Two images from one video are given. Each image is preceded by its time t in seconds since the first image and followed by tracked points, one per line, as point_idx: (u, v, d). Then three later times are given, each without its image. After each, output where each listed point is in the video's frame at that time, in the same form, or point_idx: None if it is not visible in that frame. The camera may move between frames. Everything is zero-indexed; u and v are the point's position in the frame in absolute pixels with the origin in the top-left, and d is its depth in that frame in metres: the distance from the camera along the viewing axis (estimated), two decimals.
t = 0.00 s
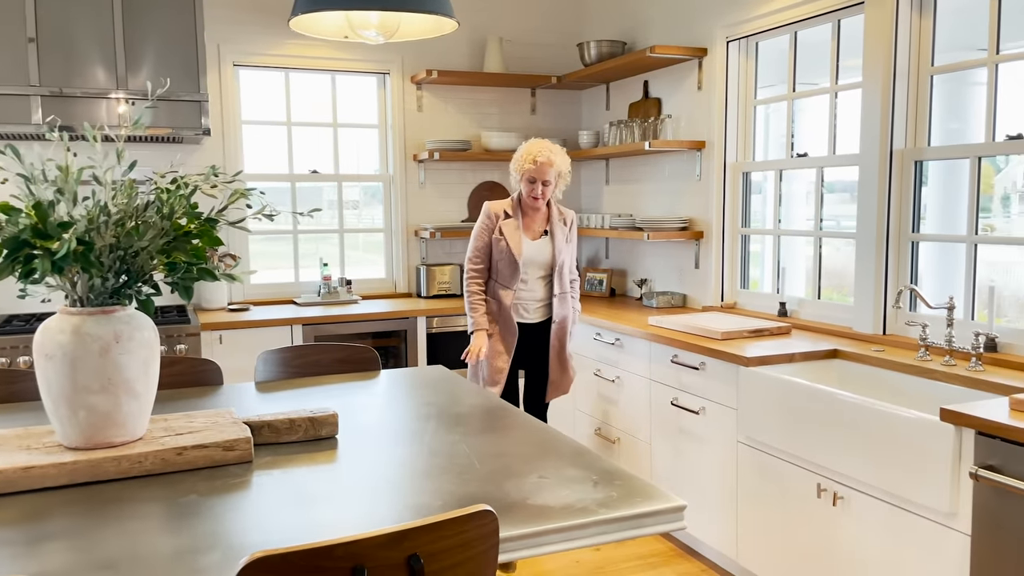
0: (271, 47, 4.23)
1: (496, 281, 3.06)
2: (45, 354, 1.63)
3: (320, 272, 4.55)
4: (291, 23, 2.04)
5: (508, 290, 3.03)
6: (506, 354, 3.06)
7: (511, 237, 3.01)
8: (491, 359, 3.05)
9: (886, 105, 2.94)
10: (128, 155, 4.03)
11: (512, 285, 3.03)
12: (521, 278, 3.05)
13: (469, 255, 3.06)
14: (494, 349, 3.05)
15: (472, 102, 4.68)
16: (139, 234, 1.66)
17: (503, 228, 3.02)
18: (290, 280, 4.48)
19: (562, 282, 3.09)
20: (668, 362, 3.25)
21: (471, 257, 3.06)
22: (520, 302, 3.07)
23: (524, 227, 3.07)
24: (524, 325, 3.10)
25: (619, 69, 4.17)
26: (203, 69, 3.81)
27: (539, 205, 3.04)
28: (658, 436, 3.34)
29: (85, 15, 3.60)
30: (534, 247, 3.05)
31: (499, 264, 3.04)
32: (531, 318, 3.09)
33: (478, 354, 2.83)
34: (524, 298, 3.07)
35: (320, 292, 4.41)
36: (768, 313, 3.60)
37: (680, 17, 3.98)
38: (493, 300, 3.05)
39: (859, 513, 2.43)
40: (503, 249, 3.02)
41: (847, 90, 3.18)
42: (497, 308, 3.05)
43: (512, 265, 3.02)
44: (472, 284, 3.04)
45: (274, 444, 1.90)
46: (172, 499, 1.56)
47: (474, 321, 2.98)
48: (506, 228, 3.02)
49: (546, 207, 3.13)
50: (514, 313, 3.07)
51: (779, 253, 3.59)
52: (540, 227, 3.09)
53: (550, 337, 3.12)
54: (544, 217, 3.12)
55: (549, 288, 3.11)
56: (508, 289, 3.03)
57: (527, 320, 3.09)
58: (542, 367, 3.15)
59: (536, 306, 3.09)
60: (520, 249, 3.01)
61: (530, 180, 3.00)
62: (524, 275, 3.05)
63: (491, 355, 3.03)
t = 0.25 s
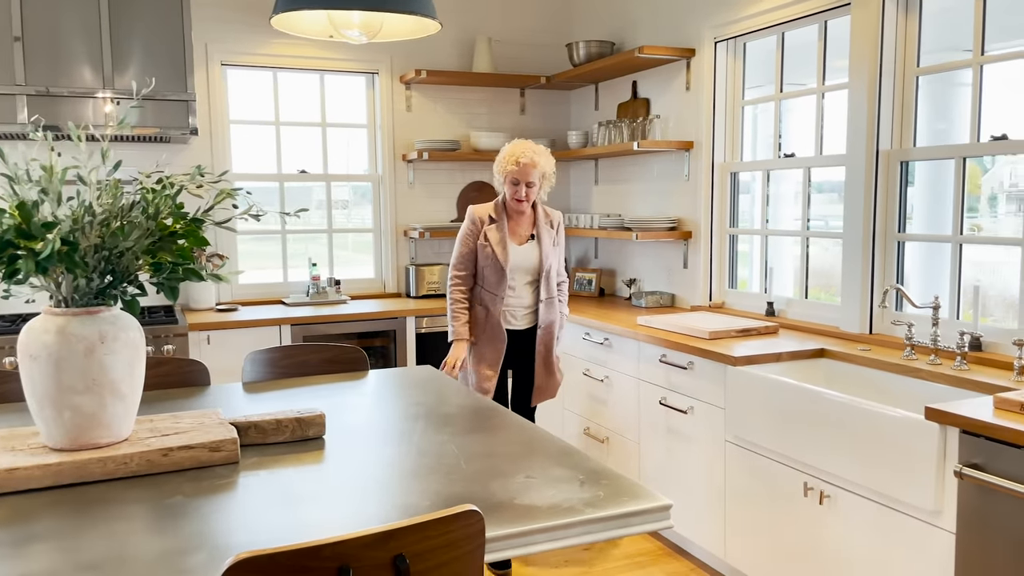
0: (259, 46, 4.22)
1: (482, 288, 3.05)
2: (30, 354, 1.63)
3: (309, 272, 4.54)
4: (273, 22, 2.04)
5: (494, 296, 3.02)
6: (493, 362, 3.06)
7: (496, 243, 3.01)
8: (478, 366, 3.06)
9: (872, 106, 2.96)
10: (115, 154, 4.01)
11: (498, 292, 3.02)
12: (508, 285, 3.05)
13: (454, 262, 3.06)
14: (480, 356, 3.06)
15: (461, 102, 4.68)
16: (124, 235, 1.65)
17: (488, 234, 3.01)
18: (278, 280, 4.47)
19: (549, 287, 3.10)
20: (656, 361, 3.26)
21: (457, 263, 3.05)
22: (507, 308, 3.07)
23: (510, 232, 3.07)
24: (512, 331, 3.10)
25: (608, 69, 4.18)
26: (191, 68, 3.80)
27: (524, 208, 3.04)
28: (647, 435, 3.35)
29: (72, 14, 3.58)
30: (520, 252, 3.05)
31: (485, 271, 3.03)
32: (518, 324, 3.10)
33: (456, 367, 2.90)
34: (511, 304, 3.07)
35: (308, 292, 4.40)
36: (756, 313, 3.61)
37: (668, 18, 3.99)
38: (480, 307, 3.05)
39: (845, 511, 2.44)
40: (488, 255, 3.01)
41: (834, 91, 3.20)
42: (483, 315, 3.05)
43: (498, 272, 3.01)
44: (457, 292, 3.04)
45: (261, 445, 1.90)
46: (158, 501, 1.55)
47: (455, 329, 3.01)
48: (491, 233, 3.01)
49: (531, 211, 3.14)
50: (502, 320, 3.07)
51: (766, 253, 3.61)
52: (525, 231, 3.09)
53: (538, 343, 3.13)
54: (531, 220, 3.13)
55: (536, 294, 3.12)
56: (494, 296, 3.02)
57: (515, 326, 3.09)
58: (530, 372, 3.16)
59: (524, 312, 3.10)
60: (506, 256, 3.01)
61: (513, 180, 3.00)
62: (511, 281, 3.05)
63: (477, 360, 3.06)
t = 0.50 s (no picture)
0: (249, 46, 4.21)
1: (467, 291, 3.05)
2: (17, 355, 1.62)
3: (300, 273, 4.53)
4: (258, 20, 2.03)
5: (478, 298, 3.03)
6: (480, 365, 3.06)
7: (480, 242, 3.01)
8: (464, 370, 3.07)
9: (861, 107, 2.98)
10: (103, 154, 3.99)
11: (484, 294, 3.03)
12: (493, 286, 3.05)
13: (437, 263, 3.07)
14: (466, 359, 3.07)
15: (452, 102, 4.68)
16: (112, 235, 1.65)
17: (472, 233, 3.01)
18: (269, 281, 4.46)
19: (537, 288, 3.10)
20: (646, 361, 3.27)
21: (440, 264, 3.06)
22: (493, 311, 3.07)
23: (494, 229, 3.07)
24: (499, 334, 3.10)
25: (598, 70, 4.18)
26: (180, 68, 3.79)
27: (508, 204, 3.03)
28: (638, 435, 3.35)
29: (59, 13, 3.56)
30: (505, 252, 3.05)
31: (469, 271, 3.04)
32: (505, 326, 3.09)
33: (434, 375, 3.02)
34: (498, 306, 3.07)
35: (299, 293, 4.39)
36: (746, 313, 3.63)
37: (658, 18, 4.00)
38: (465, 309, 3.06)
39: (833, 510, 2.46)
40: (472, 255, 3.02)
41: (823, 92, 3.22)
42: (466, 317, 3.06)
43: (483, 272, 3.02)
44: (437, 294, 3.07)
45: (250, 446, 1.89)
46: (146, 502, 1.54)
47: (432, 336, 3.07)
48: (475, 232, 3.01)
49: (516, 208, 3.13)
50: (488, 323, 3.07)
51: (756, 254, 3.62)
52: (510, 229, 3.09)
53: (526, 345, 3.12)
54: (516, 218, 3.13)
55: (523, 295, 3.11)
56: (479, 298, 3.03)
57: (502, 328, 3.09)
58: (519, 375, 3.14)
59: (511, 313, 3.09)
60: (490, 255, 3.01)
61: (498, 175, 3.00)
62: (497, 282, 3.06)
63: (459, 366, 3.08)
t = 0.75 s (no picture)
0: (241, 46, 4.20)
1: (455, 292, 3.05)
2: (6, 356, 1.61)
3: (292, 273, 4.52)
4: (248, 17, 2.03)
5: (466, 300, 3.03)
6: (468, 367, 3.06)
7: (469, 241, 3.01)
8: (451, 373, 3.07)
9: (852, 108, 2.99)
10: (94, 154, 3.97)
11: (472, 296, 3.03)
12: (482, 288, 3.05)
13: (424, 264, 3.08)
14: (454, 363, 3.06)
15: (445, 102, 4.68)
16: (103, 235, 1.64)
17: (460, 233, 3.02)
18: (261, 281, 4.45)
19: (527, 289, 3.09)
20: (639, 361, 3.28)
21: (428, 265, 3.07)
22: (480, 314, 3.07)
23: (483, 229, 3.08)
24: (489, 336, 3.09)
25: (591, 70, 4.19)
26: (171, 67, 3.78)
27: (498, 201, 3.03)
28: (630, 435, 3.36)
29: (50, 12, 3.54)
30: (494, 252, 3.05)
31: (457, 272, 3.04)
32: (494, 328, 3.09)
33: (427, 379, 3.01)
34: (486, 309, 3.07)
35: (291, 293, 4.38)
36: (738, 313, 3.64)
37: (651, 19, 4.01)
38: (454, 310, 3.05)
39: (825, 509, 2.47)
40: (460, 255, 3.02)
41: (815, 93, 3.23)
42: (453, 319, 3.06)
43: (471, 272, 3.02)
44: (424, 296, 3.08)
45: (242, 447, 1.89)
46: (138, 503, 1.54)
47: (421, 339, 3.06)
48: (463, 232, 3.01)
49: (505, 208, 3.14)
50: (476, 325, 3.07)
51: (748, 254, 3.63)
52: (500, 229, 3.10)
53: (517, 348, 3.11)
54: (505, 217, 3.13)
55: (513, 297, 3.11)
56: (467, 300, 3.03)
57: (491, 330, 3.09)
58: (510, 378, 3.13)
59: (500, 315, 3.09)
60: (479, 256, 3.01)
61: (488, 170, 3.00)
62: (485, 283, 3.06)
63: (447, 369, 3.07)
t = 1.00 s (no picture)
0: (235, 46, 4.19)
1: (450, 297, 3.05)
2: None
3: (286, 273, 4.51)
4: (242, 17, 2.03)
5: (461, 305, 3.03)
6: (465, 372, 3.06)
7: (462, 243, 3.02)
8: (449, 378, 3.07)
9: (845, 109, 3.00)
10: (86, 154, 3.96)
11: (467, 300, 3.03)
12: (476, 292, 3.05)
13: (419, 268, 3.08)
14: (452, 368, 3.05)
15: (439, 102, 4.68)
16: (96, 236, 1.64)
17: (453, 236, 3.03)
18: (255, 281, 4.44)
19: (522, 292, 3.09)
20: (633, 361, 3.28)
21: (424, 269, 3.07)
22: (476, 318, 3.07)
23: (477, 229, 3.09)
24: (485, 341, 3.10)
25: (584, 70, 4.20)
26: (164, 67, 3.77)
27: (493, 198, 3.04)
28: (624, 435, 3.36)
29: (42, 12, 3.53)
30: (488, 255, 3.06)
31: (451, 276, 3.04)
32: (490, 332, 3.09)
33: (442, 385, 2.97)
34: (482, 312, 3.07)
35: (285, 293, 4.38)
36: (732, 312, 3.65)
37: (644, 19, 4.02)
38: (450, 315, 3.05)
39: (818, 508, 2.48)
40: (455, 258, 3.03)
41: (807, 93, 3.24)
42: (450, 324, 3.06)
43: (465, 275, 3.03)
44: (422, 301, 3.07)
45: (235, 447, 1.89)
46: (131, 504, 1.54)
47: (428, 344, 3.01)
48: (457, 234, 3.02)
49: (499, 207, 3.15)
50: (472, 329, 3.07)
51: (742, 253, 3.65)
52: (494, 230, 3.11)
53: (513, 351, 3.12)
54: (500, 218, 3.14)
55: (507, 300, 3.11)
56: (462, 304, 3.03)
57: (487, 335, 3.09)
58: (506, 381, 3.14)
59: (495, 319, 3.09)
60: (473, 260, 3.02)
61: (484, 165, 3.01)
62: (480, 287, 3.06)
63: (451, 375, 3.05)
